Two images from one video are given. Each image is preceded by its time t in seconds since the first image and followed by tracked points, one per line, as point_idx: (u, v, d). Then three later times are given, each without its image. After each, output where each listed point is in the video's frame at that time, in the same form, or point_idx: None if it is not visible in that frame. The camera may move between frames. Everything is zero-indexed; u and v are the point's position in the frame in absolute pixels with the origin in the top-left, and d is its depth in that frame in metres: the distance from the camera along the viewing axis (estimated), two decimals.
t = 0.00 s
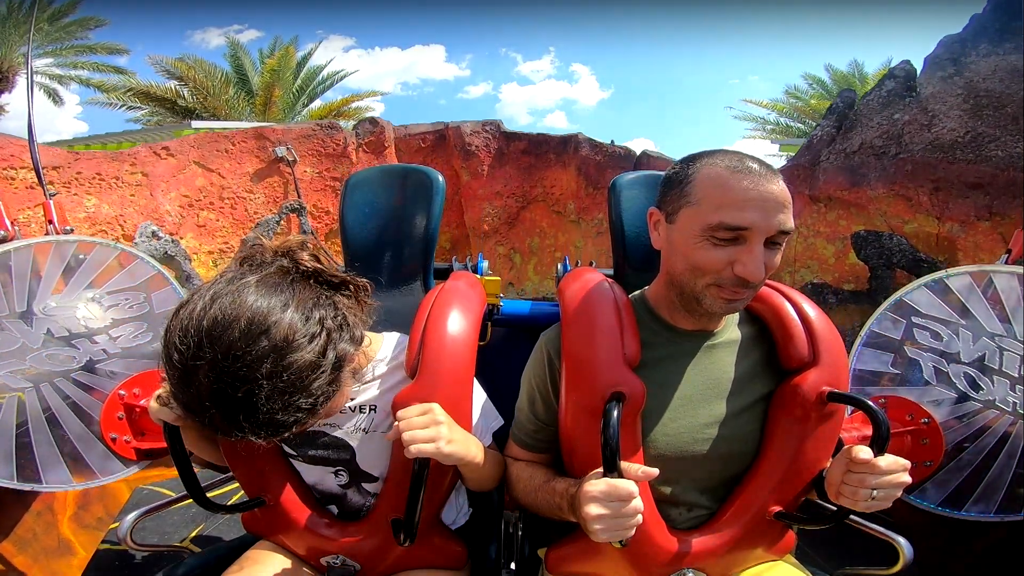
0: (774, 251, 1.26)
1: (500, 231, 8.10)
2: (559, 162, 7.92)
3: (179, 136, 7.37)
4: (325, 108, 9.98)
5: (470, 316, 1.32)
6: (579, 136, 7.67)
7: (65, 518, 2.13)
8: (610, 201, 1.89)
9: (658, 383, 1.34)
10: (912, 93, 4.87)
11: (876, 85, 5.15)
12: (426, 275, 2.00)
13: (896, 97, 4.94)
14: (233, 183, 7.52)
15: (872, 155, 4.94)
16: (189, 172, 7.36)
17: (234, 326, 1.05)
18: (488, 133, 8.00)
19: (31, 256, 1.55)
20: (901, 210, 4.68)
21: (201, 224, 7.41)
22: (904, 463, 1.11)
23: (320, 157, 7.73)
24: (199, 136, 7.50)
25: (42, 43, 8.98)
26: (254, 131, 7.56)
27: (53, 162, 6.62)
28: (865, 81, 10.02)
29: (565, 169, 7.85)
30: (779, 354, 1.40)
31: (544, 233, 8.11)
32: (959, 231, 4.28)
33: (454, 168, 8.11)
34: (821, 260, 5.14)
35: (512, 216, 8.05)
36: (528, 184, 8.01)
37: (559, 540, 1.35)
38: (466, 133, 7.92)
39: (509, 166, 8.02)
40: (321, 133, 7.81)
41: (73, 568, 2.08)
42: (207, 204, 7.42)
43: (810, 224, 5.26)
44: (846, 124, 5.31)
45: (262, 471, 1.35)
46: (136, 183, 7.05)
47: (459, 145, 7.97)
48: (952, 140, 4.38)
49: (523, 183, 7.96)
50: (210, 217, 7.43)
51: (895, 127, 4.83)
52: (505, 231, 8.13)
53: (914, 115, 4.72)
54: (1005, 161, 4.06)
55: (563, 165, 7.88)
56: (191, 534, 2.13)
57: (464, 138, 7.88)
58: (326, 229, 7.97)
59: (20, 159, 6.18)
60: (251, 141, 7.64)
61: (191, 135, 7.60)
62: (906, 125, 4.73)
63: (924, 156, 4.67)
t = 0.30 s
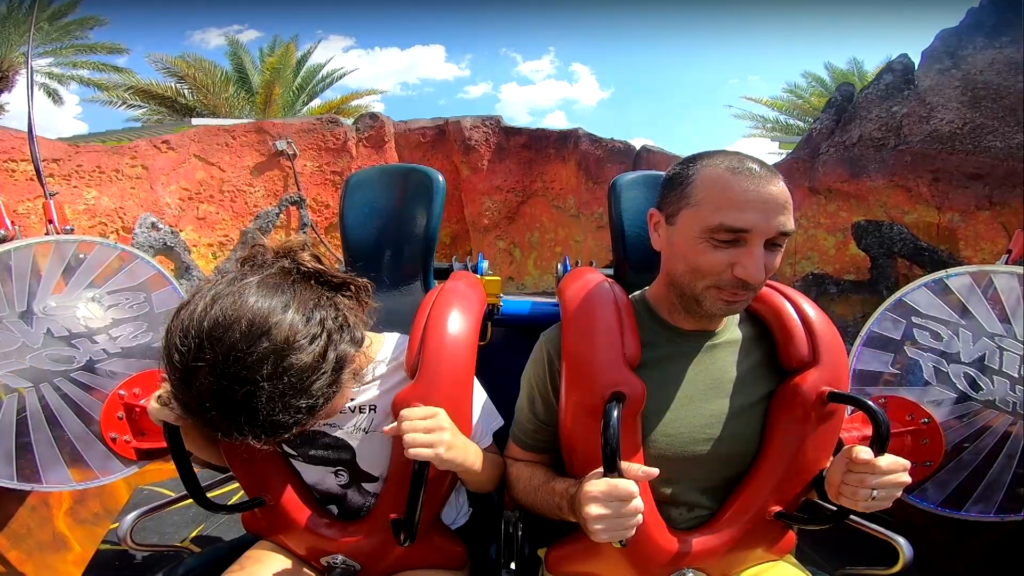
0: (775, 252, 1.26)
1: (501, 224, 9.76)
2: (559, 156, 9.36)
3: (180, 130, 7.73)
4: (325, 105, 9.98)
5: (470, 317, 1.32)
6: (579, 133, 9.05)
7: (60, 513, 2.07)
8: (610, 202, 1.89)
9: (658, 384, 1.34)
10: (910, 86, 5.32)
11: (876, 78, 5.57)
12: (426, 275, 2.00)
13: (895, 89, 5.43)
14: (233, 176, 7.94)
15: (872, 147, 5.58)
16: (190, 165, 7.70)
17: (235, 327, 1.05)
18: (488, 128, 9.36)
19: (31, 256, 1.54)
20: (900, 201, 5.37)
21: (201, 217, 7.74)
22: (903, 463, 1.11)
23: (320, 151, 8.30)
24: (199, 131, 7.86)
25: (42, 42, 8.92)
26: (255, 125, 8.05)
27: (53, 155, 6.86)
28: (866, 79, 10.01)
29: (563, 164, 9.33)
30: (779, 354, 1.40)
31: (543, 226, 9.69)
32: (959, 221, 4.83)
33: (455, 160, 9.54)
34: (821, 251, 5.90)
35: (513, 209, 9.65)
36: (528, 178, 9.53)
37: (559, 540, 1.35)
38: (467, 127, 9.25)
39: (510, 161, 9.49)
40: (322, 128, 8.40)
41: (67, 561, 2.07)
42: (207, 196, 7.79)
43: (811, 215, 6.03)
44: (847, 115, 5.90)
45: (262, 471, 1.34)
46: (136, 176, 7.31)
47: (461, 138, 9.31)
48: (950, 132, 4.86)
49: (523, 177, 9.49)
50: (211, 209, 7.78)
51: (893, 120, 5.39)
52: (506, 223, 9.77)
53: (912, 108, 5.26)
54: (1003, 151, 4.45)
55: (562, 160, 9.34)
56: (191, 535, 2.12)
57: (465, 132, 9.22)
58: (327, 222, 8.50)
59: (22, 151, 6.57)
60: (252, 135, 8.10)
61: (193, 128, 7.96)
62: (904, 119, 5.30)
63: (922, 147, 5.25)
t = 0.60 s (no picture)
0: (774, 253, 1.26)
1: (501, 219, 9.83)
2: (559, 151, 9.50)
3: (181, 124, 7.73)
4: (326, 103, 9.98)
5: (470, 317, 1.32)
6: (578, 128, 9.15)
7: (56, 508, 2.12)
8: (610, 201, 1.89)
9: (658, 384, 1.34)
10: (908, 79, 5.39)
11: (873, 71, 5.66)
12: (426, 275, 2.00)
13: (893, 82, 5.54)
14: (233, 170, 7.93)
15: (871, 139, 5.71)
16: (190, 159, 7.72)
17: (241, 325, 1.05)
18: (488, 122, 9.48)
19: (31, 257, 1.55)
20: (901, 190, 5.45)
21: (201, 210, 7.77)
22: (904, 463, 1.11)
23: (321, 145, 8.41)
24: (198, 125, 7.91)
25: (43, 42, 8.95)
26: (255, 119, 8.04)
27: (53, 148, 6.97)
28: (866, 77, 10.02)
29: (564, 159, 9.45)
30: (779, 354, 1.40)
31: (543, 221, 9.80)
32: (960, 210, 4.86)
33: (455, 155, 9.65)
34: (822, 243, 5.92)
35: (513, 203, 9.75)
36: (529, 172, 9.63)
37: (560, 540, 1.35)
38: (467, 122, 9.38)
39: (509, 156, 9.60)
40: (322, 123, 8.50)
41: (64, 557, 2.12)
42: (207, 189, 7.82)
43: (811, 207, 6.11)
44: (846, 108, 6.06)
45: (263, 471, 1.35)
46: (136, 169, 7.33)
47: (461, 133, 9.46)
48: (949, 124, 4.90)
49: (523, 172, 9.60)
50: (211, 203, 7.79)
51: (893, 113, 5.52)
52: (506, 218, 9.84)
53: (910, 100, 5.33)
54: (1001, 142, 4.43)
55: (562, 155, 9.48)
56: (191, 535, 2.12)
57: (464, 127, 9.36)
58: (327, 217, 8.53)
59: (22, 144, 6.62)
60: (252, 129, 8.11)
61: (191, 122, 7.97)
62: (903, 110, 5.40)
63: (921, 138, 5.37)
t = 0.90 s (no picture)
0: (776, 256, 1.26)
1: (501, 214, 9.83)
2: (559, 146, 9.50)
3: (180, 118, 7.71)
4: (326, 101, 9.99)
5: (469, 317, 1.32)
6: (578, 122, 9.24)
7: (52, 503, 2.02)
8: (610, 201, 1.89)
9: (658, 384, 1.34)
10: (907, 72, 5.55)
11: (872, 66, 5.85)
12: (426, 275, 2.00)
13: (892, 76, 5.67)
14: (234, 163, 8.03)
15: (869, 131, 5.79)
16: (190, 152, 7.70)
17: (235, 331, 1.05)
18: (488, 118, 9.47)
19: (31, 257, 1.54)
20: (900, 181, 5.34)
21: (201, 203, 7.75)
22: (904, 463, 1.11)
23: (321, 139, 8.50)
24: (198, 119, 7.89)
25: (43, 41, 8.94)
26: (255, 114, 8.12)
27: (54, 141, 6.72)
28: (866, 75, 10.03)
29: (563, 154, 9.47)
30: (780, 353, 1.40)
31: (543, 217, 9.83)
32: (960, 200, 4.34)
33: (455, 150, 9.65)
34: (822, 234, 6.03)
35: (513, 198, 9.73)
36: (528, 168, 9.62)
37: (560, 540, 1.35)
38: (466, 117, 9.34)
39: (509, 150, 9.61)
40: (322, 117, 8.59)
41: (59, 553, 2.03)
42: (207, 182, 7.82)
43: (811, 199, 6.34)
44: (845, 102, 6.24)
45: (263, 472, 1.34)
46: (136, 162, 7.25)
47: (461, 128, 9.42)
48: (946, 116, 4.58)
49: (523, 168, 9.58)
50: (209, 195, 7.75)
51: (892, 104, 5.52)
52: (505, 213, 9.84)
53: (908, 92, 5.41)
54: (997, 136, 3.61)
55: (562, 150, 9.50)
56: (192, 535, 2.12)
57: (464, 122, 9.31)
58: (327, 209, 8.86)
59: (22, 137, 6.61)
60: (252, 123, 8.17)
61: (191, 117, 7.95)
62: (901, 103, 5.42)
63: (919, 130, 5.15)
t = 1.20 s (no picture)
0: (778, 258, 1.26)
1: (500, 207, 9.82)
2: (558, 140, 9.49)
3: (181, 112, 7.77)
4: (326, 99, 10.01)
5: (468, 317, 1.32)
6: (577, 116, 9.20)
7: (48, 499, 2.11)
8: (610, 201, 1.89)
9: (657, 384, 1.34)
10: (905, 65, 5.61)
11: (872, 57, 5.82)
12: (426, 275, 2.00)
13: (891, 68, 5.68)
14: (233, 157, 7.94)
15: (869, 123, 5.73)
16: (190, 146, 7.72)
17: (233, 335, 1.05)
18: (487, 112, 9.50)
19: (31, 257, 1.54)
20: (901, 171, 5.34)
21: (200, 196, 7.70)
22: (904, 462, 1.11)
23: (319, 132, 8.59)
24: (198, 112, 7.92)
25: (41, 40, 8.94)
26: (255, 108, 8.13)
27: (53, 134, 6.98)
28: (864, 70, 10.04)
29: (563, 148, 9.44)
30: (779, 353, 1.40)
31: (542, 211, 9.80)
32: (961, 188, 4.82)
33: (455, 144, 9.68)
34: (823, 225, 5.78)
35: (513, 191, 9.74)
36: (528, 161, 9.62)
37: (560, 540, 1.35)
38: (466, 111, 9.46)
39: (509, 144, 9.62)
40: (322, 111, 8.68)
41: (56, 548, 2.08)
42: (206, 175, 7.74)
43: (811, 189, 6.09)
44: (844, 94, 6.13)
45: (263, 473, 1.35)
46: (136, 155, 7.32)
47: (460, 122, 9.52)
48: (947, 106, 5.09)
49: (523, 161, 9.59)
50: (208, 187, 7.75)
51: (890, 95, 5.58)
52: (505, 206, 9.85)
53: (908, 84, 5.49)
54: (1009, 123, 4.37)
55: (561, 144, 9.46)
56: (194, 535, 2.12)
57: (464, 116, 9.42)
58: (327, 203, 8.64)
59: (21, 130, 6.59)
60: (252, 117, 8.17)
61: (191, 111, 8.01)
62: (901, 94, 5.49)
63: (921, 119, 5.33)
